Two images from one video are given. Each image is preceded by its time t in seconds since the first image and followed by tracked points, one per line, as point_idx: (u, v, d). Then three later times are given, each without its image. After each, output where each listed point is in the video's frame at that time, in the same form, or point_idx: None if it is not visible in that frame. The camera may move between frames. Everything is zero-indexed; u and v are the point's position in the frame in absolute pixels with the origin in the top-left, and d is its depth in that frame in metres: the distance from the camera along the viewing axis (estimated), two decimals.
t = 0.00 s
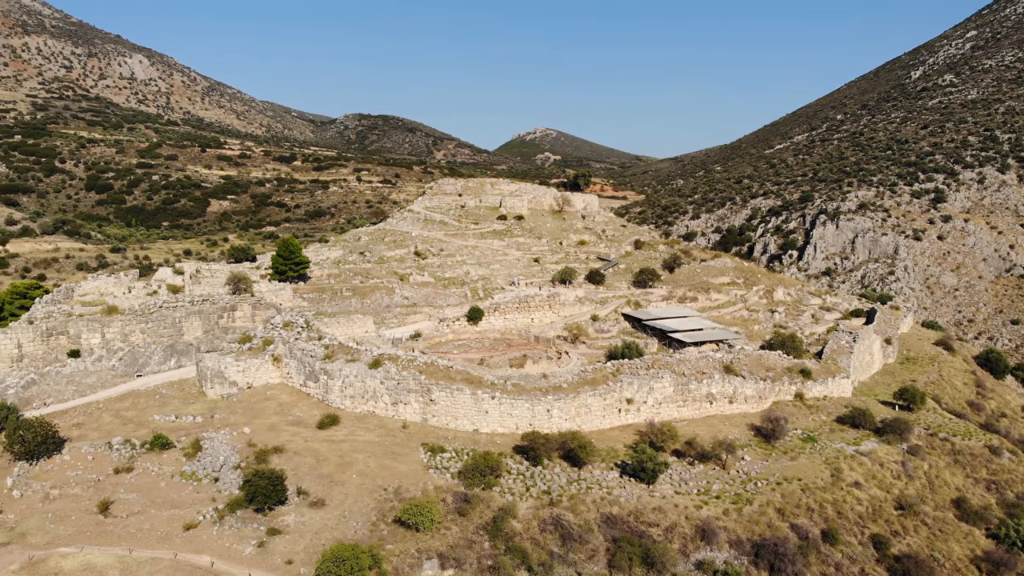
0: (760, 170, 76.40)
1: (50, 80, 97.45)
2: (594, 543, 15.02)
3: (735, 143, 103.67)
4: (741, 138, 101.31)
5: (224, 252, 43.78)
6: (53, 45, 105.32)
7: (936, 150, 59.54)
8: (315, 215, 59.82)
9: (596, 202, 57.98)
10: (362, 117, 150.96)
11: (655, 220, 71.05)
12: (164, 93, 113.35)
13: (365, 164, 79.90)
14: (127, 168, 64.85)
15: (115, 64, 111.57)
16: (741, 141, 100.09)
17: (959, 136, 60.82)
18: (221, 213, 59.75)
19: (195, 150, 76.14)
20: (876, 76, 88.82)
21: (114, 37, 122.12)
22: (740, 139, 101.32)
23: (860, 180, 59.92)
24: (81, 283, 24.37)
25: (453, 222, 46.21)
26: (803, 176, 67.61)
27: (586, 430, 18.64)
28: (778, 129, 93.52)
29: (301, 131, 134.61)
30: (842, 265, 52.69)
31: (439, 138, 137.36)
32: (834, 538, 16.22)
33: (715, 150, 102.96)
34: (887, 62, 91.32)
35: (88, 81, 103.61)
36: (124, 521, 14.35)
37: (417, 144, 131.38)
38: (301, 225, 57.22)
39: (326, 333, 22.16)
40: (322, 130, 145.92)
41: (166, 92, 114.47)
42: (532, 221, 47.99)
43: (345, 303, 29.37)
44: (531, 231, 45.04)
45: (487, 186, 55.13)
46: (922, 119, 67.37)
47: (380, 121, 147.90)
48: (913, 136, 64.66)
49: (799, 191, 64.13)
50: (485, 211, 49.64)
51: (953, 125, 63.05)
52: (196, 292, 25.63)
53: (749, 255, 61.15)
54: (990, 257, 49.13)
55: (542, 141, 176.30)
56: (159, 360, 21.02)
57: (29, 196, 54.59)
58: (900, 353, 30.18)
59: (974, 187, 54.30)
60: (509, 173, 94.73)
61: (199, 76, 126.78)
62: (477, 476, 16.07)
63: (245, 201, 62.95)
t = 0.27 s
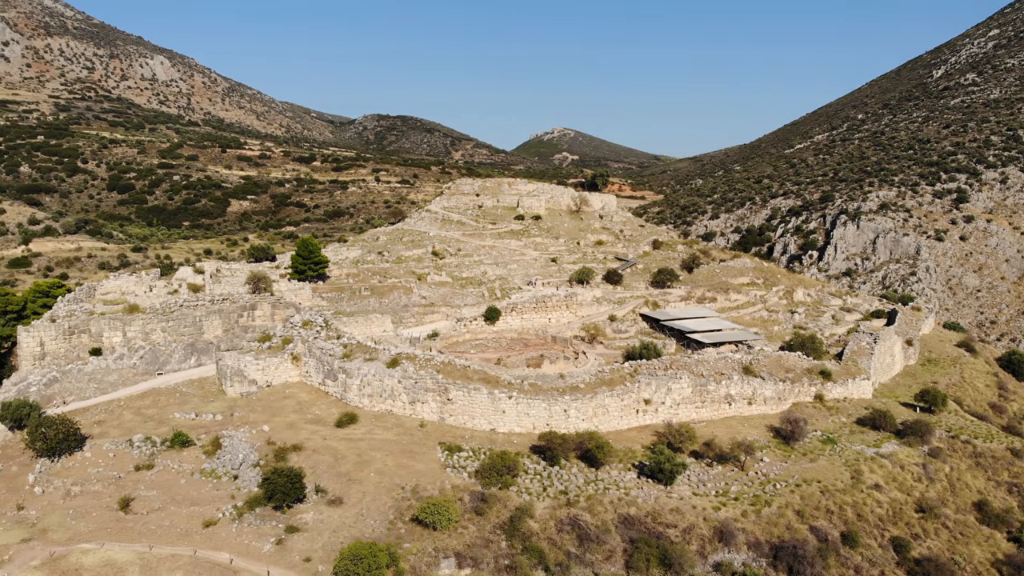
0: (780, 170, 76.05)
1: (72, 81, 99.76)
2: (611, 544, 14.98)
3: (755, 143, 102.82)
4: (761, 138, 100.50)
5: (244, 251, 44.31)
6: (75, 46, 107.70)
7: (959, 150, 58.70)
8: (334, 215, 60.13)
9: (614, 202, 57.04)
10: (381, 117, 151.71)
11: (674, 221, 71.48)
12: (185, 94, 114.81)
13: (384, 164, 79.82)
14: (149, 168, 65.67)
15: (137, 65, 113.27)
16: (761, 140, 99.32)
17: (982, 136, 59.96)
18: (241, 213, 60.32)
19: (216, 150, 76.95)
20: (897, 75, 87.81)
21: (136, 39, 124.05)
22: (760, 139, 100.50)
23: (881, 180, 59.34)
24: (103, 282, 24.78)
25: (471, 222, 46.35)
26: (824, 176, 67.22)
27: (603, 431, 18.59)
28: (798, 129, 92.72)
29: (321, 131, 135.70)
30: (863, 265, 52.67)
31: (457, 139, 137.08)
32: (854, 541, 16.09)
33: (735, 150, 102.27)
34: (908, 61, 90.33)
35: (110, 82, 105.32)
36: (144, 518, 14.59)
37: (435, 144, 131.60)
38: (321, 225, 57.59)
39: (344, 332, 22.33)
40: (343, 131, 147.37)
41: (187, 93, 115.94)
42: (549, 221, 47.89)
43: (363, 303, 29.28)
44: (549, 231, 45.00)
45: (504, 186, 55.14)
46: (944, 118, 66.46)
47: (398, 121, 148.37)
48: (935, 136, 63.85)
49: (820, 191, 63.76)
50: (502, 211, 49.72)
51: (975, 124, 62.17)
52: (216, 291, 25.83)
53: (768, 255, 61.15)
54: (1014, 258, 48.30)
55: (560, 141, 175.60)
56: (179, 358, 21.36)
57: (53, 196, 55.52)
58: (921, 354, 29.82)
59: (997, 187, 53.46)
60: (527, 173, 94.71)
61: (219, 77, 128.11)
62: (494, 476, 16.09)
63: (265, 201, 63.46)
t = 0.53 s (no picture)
0: (801, 169, 75.66)
1: (94, 82, 101.45)
2: (628, 545, 14.95)
3: (774, 142, 101.83)
4: (781, 137, 99.58)
5: (263, 251, 44.77)
6: (97, 47, 109.48)
7: (981, 150, 57.82)
8: (353, 215, 60.36)
9: (632, 202, 57.05)
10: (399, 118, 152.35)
11: (692, 221, 71.43)
12: (206, 95, 115.99)
13: (402, 164, 79.73)
14: (169, 168, 66.45)
15: (158, 66, 114.71)
16: (780, 140, 98.42)
17: (1006, 135, 58.98)
18: (261, 213, 60.86)
19: (236, 151, 77.66)
20: (919, 74, 86.56)
21: (157, 40, 125.69)
22: (779, 138, 99.60)
23: (902, 180, 58.76)
24: (125, 281, 25.07)
25: (488, 222, 46.45)
26: (845, 176, 66.52)
27: (621, 432, 18.54)
28: (818, 129, 91.70)
29: (340, 132, 136.68)
30: (884, 266, 52.06)
31: (475, 139, 136.57)
32: (874, 543, 15.93)
33: (754, 150, 101.36)
34: (930, 60, 89.05)
35: (131, 83, 106.74)
36: (164, 515, 14.80)
37: (453, 144, 131.54)
38: (339, 225, 57.89)
39: (362, 331, 22.50)
40: (362, 131, 148.28)
41: (208, 93, 117.15)
42: (567, 221, 47.75)
43: (382, 302, 29.73)
44: (566, 231, 44.91)
45: (522, 186, 55.12)
46: (967, 118, 65.47)
47: (417, 121, 148.77)
48: (958, 136, 62.92)
49: (840, 191, 63.49)
50: (520, 210, 49.75)
51: (999, 124, 61.18)
52: (235, 290, 25.91)
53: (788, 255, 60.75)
54: None
55: (577, 141, 174.90)
56: (199, 357, 21.50)
57: (75, 196, 56.38)
58: (943, 356, 29.41)
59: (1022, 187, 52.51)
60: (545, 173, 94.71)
61: (239, 77, 129.43)
62: (510, 475, 16.10)
63: (284, 201, 63.91)
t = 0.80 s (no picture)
0: (821, 168, 75.07)
1: (115, 83, 102.86)
2: (645, 546, 14.90)
3: (793, 142, 100.88)
4: (800, 137, 98.68)
5: (282, 250, 45.18)
6: (118, 48, 110.97)
7: (1004, 150, 56.91)
8: (371, 215, 60.62)
9: (649, 202, 56.57)
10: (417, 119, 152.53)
11: (711, 221, 71.19)
12: (226, 95, 117.06)
13: (419, 164, 79.67)
14: (189, 169, 67.15)
15: (179, 66, 116.00)
16: (800, 139, 97.53)
17: None
18: (281, 213, 61.37)
19: (255, 151, 78.29)
20: (940, 73, 85.42)
21: (177, 41, 127.20)
22: (799, 138, 98.72)
23: (924, 179, 58.10)
24: (146, 280, 25.35)
25: (505, 222, 46.52)
26: (865, 176, 65.80)
27: (638, 432, 18.47)
28: (839, 128, 90.69)
29: (360, 133, 137.35)
30: (905, 267, 51.52)
31: (491, 139, 136.30)
32: (893, 546, 15.77)
33: (773, 149, 100.47)
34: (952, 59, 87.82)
35: (152, 84, 108.02)
36: (184, 512, 15.00)
37: (470, 145, 131.39)
38: (358, 225, 58.19)
39: (380, 331, 22.65)
40: (379, 131, 149.02)
41: (228, 94, 118.32)
42: (584, 221, 47.58)
43: (398, 301, 29.83)
44: (583, 231, 44.80)
45: (539, 186, 55.08)
46: (989, 117, 64.50)
47: (434, 121, 149.06)
48: (980, 135, 61.99)
49: (861, 191, 62.53)
50: (537, 210, 49.77)
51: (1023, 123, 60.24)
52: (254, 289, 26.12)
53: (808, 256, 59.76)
54: None
55: (594, 140, 174.17)
56: (219, 355, 21.71)
57: (97, 195, 57.15)
58: (964, 357, 29.02)
59: None
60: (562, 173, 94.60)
61: (260, 79, 130.72)
62: (527, 475, 16.11)
63: (303, 201, 64.33)
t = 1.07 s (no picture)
0: (841, 168, 74.51)
1: (136, 83, 104.14)
2: (662, 547, 14.84)
3: (813, 141, 99.87)
4: (821, 136, 97.72)
5: (300, 250, 45.50)
6: (139, 49, 112.38)
7: None
8: (389, 215, 60.82)
9: (668, 202, 54.78)
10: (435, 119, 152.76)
11: (730, 220, 70.92)
12: (245, 96, 118.01)
13: (437, 164, 79.66)
14: (209, 169, 67.78)
15: (199, 67, 117.22)
16: (819, 139, 96.59)
17: None
18: (299, 213, 61.76)
19: (274, 151, 78.85)
20: (962, 71, 84.23)
21: (197, 42, 128.57)
22: (819, 137, 97.77)
23: (945, 179, 57.42)
24: (166, 278, 25.66)
25: (522, 221, 46.54)
26: (886, 175, 65.17)
27: (655, 433, 18.41)
28: (859, 127, 89.74)
29: (379, 133, 138.01)
30: (926, 267, 51.44)
31: (509, 139, 136.07)
32: (913, 549, 15.61)
33: (793, 149, 99.66)
34: (975, 57, 86.54)
35: (172, 84, 109.22)
36: (202, 509, 15.15)
37: (488, 144, 131.18)
38: (375, 224, 58.36)
39: (398, 330, 22.78)
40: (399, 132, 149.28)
41: (248, 95, 119.04)
42: (601, 221, 47.34)
43: (416, 301, 30.20)
44: (601, 231, 44.65)
45: (556, 186, 54.97)
46: (1013, 116, 63.43)
47: (452, 121, 149.25)
48: (1003, 134, 60.99)
49: (881, 191, 62.24)
50: (554, 210, 49.73)
51: None
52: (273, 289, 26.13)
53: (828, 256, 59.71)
54: None
55: (612, 140, 173.27)
56: (238, 354, 22.04)
57: (118, 195, 57.86)
58: (986, 359, 28.63)
59: None
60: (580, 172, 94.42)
61: (279, 79, 131.69)
62: (544, 475, 16.11)
63: (322, 201, 64.73)
